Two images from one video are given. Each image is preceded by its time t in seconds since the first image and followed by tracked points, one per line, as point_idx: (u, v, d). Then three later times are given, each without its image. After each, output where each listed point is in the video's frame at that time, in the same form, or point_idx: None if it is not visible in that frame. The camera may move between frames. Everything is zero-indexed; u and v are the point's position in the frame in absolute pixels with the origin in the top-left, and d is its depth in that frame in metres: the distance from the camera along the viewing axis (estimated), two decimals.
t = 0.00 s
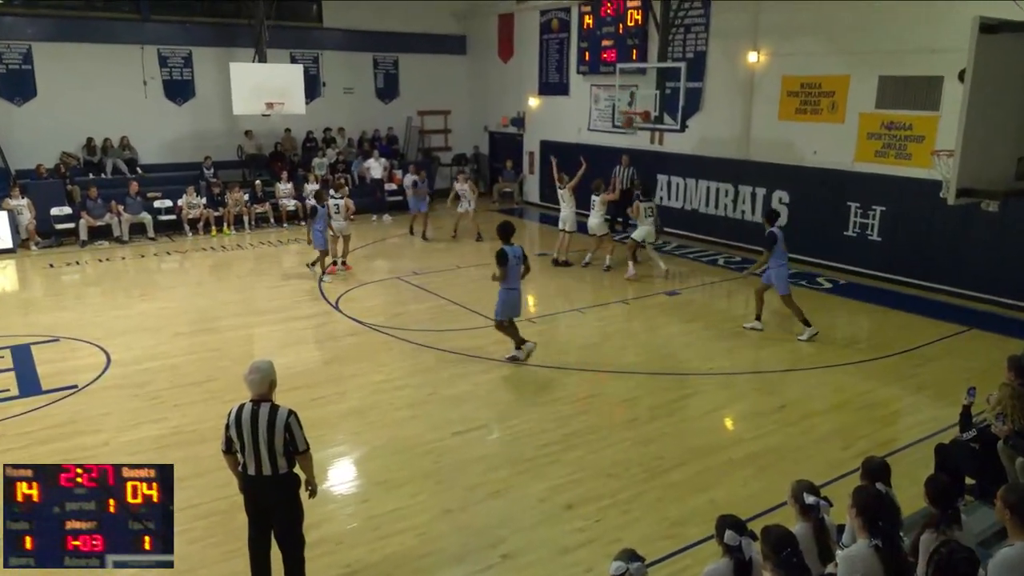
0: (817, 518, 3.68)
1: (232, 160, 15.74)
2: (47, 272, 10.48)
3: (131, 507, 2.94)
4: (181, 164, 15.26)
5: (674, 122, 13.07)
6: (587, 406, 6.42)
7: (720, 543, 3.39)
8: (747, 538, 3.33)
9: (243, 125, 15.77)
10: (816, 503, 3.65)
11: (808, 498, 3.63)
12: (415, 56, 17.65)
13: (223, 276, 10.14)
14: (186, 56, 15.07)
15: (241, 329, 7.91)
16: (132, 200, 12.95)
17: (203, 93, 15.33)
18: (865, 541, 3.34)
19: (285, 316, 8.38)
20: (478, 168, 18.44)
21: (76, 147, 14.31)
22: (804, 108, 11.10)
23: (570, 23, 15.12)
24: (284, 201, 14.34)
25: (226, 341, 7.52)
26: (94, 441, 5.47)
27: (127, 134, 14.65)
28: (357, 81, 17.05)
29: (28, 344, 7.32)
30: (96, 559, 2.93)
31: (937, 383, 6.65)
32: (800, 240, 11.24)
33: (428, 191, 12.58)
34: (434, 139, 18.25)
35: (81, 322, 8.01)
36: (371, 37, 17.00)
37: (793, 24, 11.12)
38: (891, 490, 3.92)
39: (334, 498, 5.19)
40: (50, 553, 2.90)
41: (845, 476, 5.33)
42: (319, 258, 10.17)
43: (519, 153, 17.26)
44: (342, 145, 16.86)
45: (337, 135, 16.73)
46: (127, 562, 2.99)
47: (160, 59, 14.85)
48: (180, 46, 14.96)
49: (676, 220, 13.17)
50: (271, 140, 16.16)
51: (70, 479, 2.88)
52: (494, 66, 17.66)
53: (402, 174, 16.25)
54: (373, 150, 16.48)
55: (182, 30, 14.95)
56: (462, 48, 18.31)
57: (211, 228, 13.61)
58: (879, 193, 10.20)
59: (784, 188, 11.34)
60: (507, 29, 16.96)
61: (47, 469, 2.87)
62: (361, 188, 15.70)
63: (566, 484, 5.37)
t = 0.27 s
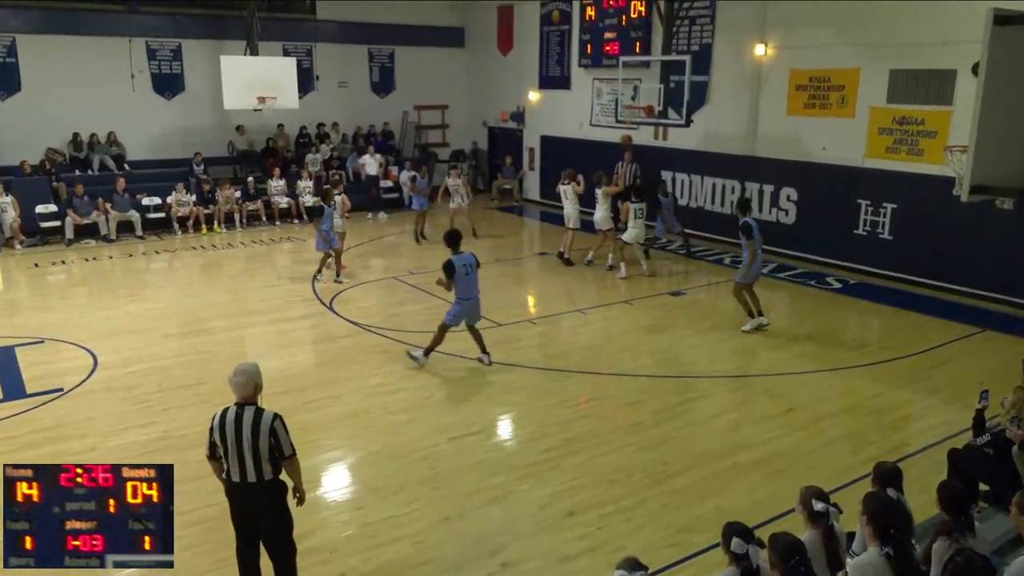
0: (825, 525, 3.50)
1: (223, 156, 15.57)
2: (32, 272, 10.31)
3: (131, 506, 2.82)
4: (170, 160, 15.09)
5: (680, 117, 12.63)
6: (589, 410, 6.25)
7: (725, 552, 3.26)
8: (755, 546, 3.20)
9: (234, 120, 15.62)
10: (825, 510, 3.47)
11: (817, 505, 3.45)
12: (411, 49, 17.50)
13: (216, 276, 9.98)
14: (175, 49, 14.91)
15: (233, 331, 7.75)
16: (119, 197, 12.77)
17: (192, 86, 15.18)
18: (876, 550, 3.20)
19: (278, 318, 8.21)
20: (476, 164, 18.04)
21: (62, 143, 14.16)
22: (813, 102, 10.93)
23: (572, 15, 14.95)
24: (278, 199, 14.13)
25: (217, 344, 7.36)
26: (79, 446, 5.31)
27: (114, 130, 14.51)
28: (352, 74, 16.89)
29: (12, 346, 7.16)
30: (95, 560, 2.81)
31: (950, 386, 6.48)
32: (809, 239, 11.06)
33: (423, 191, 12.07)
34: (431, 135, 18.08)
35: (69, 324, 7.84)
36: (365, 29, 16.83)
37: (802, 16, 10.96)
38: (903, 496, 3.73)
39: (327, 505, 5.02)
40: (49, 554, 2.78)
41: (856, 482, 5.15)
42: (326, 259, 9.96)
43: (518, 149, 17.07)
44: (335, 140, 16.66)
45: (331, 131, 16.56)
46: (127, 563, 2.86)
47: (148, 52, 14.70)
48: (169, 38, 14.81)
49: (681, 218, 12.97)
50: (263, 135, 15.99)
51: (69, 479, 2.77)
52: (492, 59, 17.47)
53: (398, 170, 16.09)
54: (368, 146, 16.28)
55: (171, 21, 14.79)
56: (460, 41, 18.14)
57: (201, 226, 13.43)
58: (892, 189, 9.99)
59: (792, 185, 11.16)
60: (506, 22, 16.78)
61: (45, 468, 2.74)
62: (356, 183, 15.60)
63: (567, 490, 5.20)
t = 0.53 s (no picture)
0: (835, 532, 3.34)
1: (215, 152, 15.42)
2: (20, 272, 10.17)
3: (131, 506, 2.74)
4: (161, 157, 14.95)
5: (684, 112, 12.41)
6: (591, 413, 6.10)
7: (731, 560, 3.12)
8: (762, 554, 3.07)
9: (226, 116, 15.46)
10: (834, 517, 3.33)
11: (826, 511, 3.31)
12: (409, 43, 17.36)
13: (209, 276, 9.84)
14: (165, 42, 14.77)
15: (227, 332, 7.61)
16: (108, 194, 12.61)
17: (184, 81, 15.04)
18: (886, 556, 3.07)
19: (273, 318, 8.07)
20: (475, 161, 17.99)
21: (48, 138, 14.02)
22: (821, 97, 10.75)
23: (574, 8, 14.78)
24: (270, 195, 13.86)
25: (209, 345, 7.22)
26: (67, 450, 5.19)
27: (102, 125, 14.38)
28: (347, 68, 16.74)
29: None
30: (95, 560, 2.73)
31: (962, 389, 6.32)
32: (817, 237, 10.91)
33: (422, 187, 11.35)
34: (429, 130, 17.94)
35: (59, 325, 7.70)
36: (361, 22, 16.69)
37: (811, 9, 10.77)
38: (914, 503, 3.56)
39: (322, 510, 4.88)
40: (49, 553, 2.72)
41: (867, 487, 5.00)
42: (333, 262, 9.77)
43: (518, 146, 16.89)
44: (331, 136, 16.50)
45: (326, 126, 16.42)
46: (127, 564, 2.77)
47: (138, 45, 14.56)
48: (159, 31, 14.67)
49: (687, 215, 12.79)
50: (256, 130, 15.83)
51: (70, 479, 2.70)
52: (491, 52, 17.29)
53: (394, 167, 15.93)
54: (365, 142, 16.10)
55: (162, 14, 14.64)
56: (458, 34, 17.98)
57: (193, 224, 13.28)
58: (905, 186, 9.84)
59: (801, 182, 11.00)
60: (506, 16, 16.62)
61: (44, 468, 2.68)
62: (352, 180, 15.44)
63: (569, 496, 5.05)
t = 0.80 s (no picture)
0: (841, 535, 3.26)
1: (211, 150, 15.35)
2: (13, 271, 10.12)
3: (130, 506, 2.77)
4: (155, 155, 14.90)
5: (688, 109, 12.49)
6: (593, 415, 6.01)
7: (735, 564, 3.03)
8: (766, 558, 2.98)
9: (222, 113, 15.40)
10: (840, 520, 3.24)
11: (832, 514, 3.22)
12: (407, 40, 17.29)
13: (206, 275, 9.77)
14: (161, 38, 14.71)
15: (225, 333, 7.55)
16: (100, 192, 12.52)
17: (179, 78, 14.98)
18: (893, 559, 2.97)
19: (271, 319, 8.00)
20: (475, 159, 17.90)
21: (42, 135, 13.97)
22: (827, 94, 10.67)
23: (575, 3, 14.68)
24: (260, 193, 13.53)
25: (207, 346, 7.15)
26: (60, 452, 5.13)
27: (97, 123, 14.34)
28: (345, 65, 16.66)
29: None
30: (95, 560, 2.77)
31: (969, 391, 6.23)
32: (823, 236, 10.82)
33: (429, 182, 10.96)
34: (429, 127, 17.85)
35: (54, 325, 7.64)
36: (360, 18, 16.62)
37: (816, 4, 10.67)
38: (921, 506, 3.48)
39: (319, 513, 4.81)
40: (50, 553, 2.76)
41: (872, 491, 4.91)
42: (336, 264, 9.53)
43: (519, 144, 16.79)
44: (329, 134, 16.43)
45: (325, 124, 16.36)
46: (127, 564, 2.81)
47: (133, 41, 14.50)
48: (155, 27, 14.62)
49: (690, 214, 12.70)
50: (253, 127, 15.76)
51: (70, 479, 2.73)
52: (491, 49, 17.20)
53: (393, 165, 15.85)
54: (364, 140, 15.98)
55: (158, 10, 14.59)
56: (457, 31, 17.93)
57: (188, 223, 13.23)
58: (911, 186, 9.76)
59: (806, 180, 10.92)
60: (507, 13, 16.53)
61: (45, 468, 2.72)
62: (351, 180, 15.31)
63: (570, 499, 4.97)
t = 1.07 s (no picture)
0: (840, 533, 3.29)
1: (215, 150, 15.39)
2: (17, 271, 10.16)
3: (130, 506, 2.82)
4: (159, 155, 14.89)
5: (689, 110, 12.49)
6: (594, 415, 6.05)
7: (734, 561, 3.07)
8: (765, 556, 3.02)
9: (226, 114, 15.44)
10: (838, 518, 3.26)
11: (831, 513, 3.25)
12: (409, 41, 17.33)
13: (208, 275, 9.81)
14: (165, 40, 14.76)
15: (227, 333, 7.58)
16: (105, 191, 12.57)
17: (183, 79, 15.01)
18: (891, 557, 3.00)
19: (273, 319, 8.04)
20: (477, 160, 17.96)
21: (47, 136, 14.02)
22: (826, 95, 10.70)
23: (576, 5, 14.72)
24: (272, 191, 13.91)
25: (209, 345, 7.19)
26: (65, 451, 5.18)
27: (102, 124, 14.37)
28: (348, 66, 16.72)
29: None
30: (94, 560, 2.80)
31: (967, 391, 6.26)
32: (823, 237, 10.85)
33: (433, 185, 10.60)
34: (431, 128, 17.88)
35: (57, 325, 7.68)
36: (362, 20, 16.67)
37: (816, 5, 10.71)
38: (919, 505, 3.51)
39: (321, 511, 4.84)
40: (50, 554, 2.79)
41: (872, 489, 4.94)
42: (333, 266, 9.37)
43: (521, 145, 16.83)
44: (331, 135, 16.50)
45: (327, 125, 16.40)
46: (126, 564, 2.85)
47: (138, 43, 14.55)
48: (159, 29, 14.65)
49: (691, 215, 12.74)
50: (256, 128, 15.81)
51: (70, 479, 2.76)
52: (492, 50, 17.25)
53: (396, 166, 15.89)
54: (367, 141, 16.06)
55: (162, 12, 14.62)
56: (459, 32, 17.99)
57: (192, 223, 13.29)
58: (909, 186, 9.80)
59: (806, 181, 10.95)
60: (508, 14, 16.57)
61: (45, 469, 2.75)
62: (354, 179, 15.37)
63: (570, 498, 5.01)
